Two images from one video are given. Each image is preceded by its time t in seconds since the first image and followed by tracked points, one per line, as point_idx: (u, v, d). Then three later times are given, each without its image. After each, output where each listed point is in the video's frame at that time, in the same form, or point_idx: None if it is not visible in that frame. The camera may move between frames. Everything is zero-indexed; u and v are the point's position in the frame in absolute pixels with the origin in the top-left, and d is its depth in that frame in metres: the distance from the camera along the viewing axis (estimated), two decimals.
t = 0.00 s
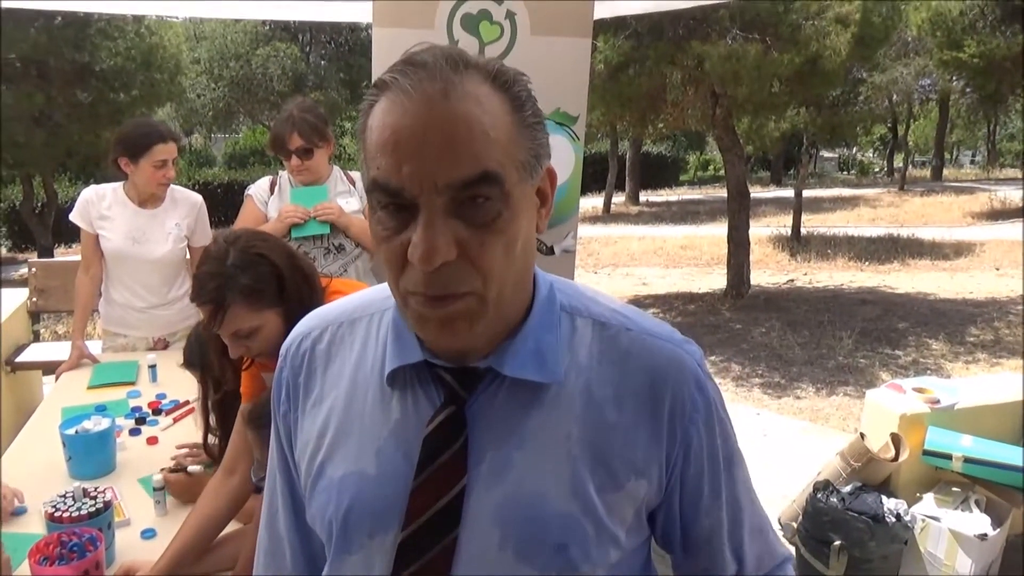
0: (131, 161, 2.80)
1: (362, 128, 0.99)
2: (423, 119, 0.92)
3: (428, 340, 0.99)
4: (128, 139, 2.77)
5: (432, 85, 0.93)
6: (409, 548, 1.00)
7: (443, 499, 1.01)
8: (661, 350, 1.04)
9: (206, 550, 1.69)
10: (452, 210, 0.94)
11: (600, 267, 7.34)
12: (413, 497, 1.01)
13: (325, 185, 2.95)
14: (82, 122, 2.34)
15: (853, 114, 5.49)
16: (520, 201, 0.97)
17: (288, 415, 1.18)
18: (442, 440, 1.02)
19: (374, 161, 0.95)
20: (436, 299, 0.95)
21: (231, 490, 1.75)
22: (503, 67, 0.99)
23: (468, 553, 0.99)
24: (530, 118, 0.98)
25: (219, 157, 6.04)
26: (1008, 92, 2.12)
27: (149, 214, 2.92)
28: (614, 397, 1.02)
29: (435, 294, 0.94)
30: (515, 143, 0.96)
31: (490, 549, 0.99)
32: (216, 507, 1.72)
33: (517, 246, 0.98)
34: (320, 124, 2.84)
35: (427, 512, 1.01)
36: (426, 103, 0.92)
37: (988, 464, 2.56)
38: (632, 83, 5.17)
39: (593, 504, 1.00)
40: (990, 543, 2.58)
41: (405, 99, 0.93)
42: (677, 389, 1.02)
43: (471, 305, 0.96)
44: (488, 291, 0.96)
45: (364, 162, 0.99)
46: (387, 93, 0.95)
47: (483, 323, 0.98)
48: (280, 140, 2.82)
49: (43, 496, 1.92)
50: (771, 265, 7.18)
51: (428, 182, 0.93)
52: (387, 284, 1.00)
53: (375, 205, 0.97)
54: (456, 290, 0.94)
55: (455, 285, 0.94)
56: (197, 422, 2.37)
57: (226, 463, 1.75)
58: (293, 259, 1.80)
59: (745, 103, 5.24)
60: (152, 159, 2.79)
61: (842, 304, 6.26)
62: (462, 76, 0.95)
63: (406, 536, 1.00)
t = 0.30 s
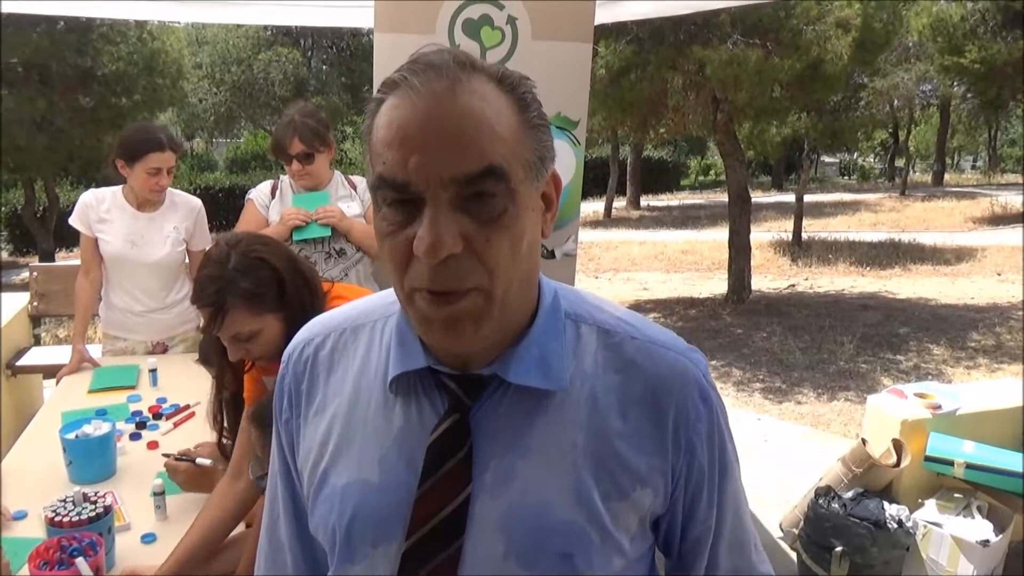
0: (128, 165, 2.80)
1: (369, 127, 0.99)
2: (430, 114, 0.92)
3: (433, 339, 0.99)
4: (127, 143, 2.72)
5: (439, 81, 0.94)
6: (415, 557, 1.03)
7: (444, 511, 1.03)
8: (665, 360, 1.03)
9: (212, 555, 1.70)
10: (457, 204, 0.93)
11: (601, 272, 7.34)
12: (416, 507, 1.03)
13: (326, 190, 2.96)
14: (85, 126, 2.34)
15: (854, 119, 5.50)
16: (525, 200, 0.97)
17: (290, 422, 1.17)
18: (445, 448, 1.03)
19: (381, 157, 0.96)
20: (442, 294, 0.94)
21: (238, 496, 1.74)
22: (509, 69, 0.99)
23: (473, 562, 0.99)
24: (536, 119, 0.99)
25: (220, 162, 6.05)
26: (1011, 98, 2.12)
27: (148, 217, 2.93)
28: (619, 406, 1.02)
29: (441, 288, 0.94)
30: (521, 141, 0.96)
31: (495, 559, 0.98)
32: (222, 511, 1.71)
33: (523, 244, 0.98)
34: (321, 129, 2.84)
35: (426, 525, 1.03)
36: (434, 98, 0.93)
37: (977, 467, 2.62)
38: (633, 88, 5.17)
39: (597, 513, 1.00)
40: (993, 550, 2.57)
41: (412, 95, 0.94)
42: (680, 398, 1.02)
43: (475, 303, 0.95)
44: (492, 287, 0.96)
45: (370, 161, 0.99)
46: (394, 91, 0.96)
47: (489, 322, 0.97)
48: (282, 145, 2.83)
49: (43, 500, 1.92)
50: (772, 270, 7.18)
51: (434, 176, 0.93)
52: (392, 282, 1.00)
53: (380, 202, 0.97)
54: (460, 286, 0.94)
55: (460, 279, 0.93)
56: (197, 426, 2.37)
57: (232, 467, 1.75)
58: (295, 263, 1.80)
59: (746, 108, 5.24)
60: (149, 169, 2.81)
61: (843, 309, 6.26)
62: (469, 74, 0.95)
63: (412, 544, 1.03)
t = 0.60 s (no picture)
0: (124, 167, 2.77)
1: (365, 144, 0.98)
2: (432, 138, 0.91)
3: (438, 357, 0.99)
4: (125, 146, 2.73)
5: (439, 101, 0.93)
6: (414, 564, 1.00)
7: (445, 515, 1.01)
8: (669, 360, 1.03)
9: (217, 559, 1.69)
10: (462, 227, 0.93)
11: (602, 276, 7.31)
12: (418, 511, 1.01)
13: (328, 192, 2.96)
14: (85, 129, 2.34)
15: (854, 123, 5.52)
16: (529, 214, 0.97)
17: (291, 426, 1.17)
18: (446, 452, 1.02)
19: (381, 179, 0.95)
20: (448, 317, 0.95)
21: (242, 498, 1.73)
22: (508, 79, 0.98)
23: (476, 568, 0.99)
24: (537, 128, 0.98)
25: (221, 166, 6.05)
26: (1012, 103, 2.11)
27: (146, 220, 2.92)
28: (624, 408, 1.01)
29: (448, 312, 0.94)
30: (524, 155, 0.96)
31: (499, 562, 0.98)
32: (226, 513, 1.71)
33: (526, 260, 0.99)
34: (322, 132, 2.85)
35: (428, 528, 1.01)
36: (435, 120, 0.92)
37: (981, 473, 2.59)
38: (633, 93, 5.17)
39: (601, 515, 0.99)
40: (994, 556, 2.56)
41: (412, 116, 0.93)
42: (685, 399, 1.02)
43: (480, 325, 0.96)
44: (498, 308, 0.96)
45: (369, 179, 0.98)
46: (392, 110, 0.95)
47: (494, 340, 0.98)
48: (283, 148, 2.83)
49: (41, 503, 1.91)
50: (773, 274, 7.18)
51: (439, 201, 0.92)
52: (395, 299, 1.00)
53: (383, 223, 0.96)
54: (467, 310, 0.94)
55: (467, 303, 0.94)
56: (198, 430, 2.37)
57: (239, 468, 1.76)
58: (301, 258, 1.81)
59: (746, 112, 5.23)
60: (144, 171, 2.76)
61: (844, 314, 6.25)
62: (469, 91, 0.94)
63: (412, 547, 1.00)
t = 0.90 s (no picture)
0: (123, 167, 2.76)
1: (364, 143, 0.98)
2: (430, 134, 0.91)
3: (438, 354, 0.99)
4: (125, 146, 2.73)
5: (437, 97, 0.93)
6: (415, 564, 1.00)
7: (445, 517, 1.00)
8: (670, 361, 1.02)
9: (218, 561, 1.69)
10: (460, 223, 0.93)
11: (602, 277, 7.31)
12: (418, 512, 1.01)
13: (329, 192, 2.96)
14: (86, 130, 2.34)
15: (855, 125, 5.54)
16: (528, 211, 0.97)
17: (293, 428, 1.17)
18: (446, 453, 1.01)
19: (379, 176, 0.95)
20: (447, 313, 0.94)
21: (241, 500, 1.73)
22: (506, 77, 0.98)
23: (476, 569, 0.98)
24: (535, 126, 0.98)
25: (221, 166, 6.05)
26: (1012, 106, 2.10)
27: (145, 220, 2.92)
28: (624, 409, 1.01)
29: (447, 309, 0.94)
30: (522, 152, 0.95)
31: (499, 562, 0.98)
32: (223, 518, 1.70)
33: (526, 257, 0.98)
34: (323, 133, 2.84)
35: (429, 529, 1.00)
36: (433, 116, 0.91)
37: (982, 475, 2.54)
38: (633, 94, 5.17)
39: (601, 516, 0.99)
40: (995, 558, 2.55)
41: (410, 113, 0.93)
42: (685, 399, 1.01)
43: (480, 321, 0.95)
44: (497, 305, 0.96)
45: (367, 177, 0.98)
46: (390, 108, 0.95)
47: (494, 337, 0.97)
48: (285, 148, 2.83)
49: (41, 504, 1.91)
50: (774, 275, 7.18)
51: (437, 196, 0.92)
52: (394, 297, 0.99)
53: (381, 220, 0.96)
54: (466, 305, 0.94)
55: (465, 298, 0.93)
56: (197, 430, 2.36)
57: (236, 473, 1.75)
58: (301, 257, 1.81)
59: (747, 113, 5.24)
60: (143, 172, 2.76)
61: (845, 316, 6.25)
62: (466, 87, 0.94)
63: (413, 548, 1.00)
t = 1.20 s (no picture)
0: (123, 166, 2.77)
1: (371, 133, 0.99)
2: (435, 120, 0.92)
3: (441, 343, 0.99)
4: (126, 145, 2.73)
5: (442, 86, 0.94)
6: (417, 559, 1.00)
7: (446, 513, 1.01)
8: (671, 362, 1.03)
9: (219, 561, 1.69)
10: (463, 208, 0.93)
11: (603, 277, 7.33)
12: (420, 508, 1.01)
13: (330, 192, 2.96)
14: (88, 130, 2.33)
15: (856, 126, 5.55)
16: (530, 201, 0.97)
17: (297, 425, 1.17)
18: (449, 449, 1.02)
19: (385, 161, 0.95)
20: (449, 299, 0.94)
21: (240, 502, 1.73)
22: (510, 71, 0.99)
23: (476, 567, 0.98)
24: (538, 119, 0.99)
25: (222, 165, 6.05)
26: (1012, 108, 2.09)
27: (146, 219, 2.92)
28: (625, 409, 1.01)
29: (449, 294, 0.94)
30: (524, 142, 0.96)
31: (500, 560, 0.98)
32: (225, 516, 1.71)
33: (528, 247, 0.98)
34: (324, 132, 2.84)
35: (430, 524, 1.00)
36: (438, 104, 0.92)
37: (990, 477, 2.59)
38: (635, 95, 5.18)
39: (602, 515, 0.99)
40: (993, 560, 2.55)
41: (415, 101, 0.93)
42: (686, 399, 1.02)
43: (483, 307, 0.95)
44: (500, 292, 0.95)
45: (374, 166, 0.99)
46: (396, 97, 0.96)
47: (496, 326, 0.97)
48: (286, 147, 2.83)
49: (41, 502, 1.92)
50: (774, 277, 7.18)
51: (440, 182, 0.92)
52: (398, 286, 1.00)
53: (386, 206, 0.96)
54: (468, 290, 0.94)
55: (468, 283, 0.93)
56: (198, 429, 2.36)
57: (238, 472, 1.75)
58: (303, 256, 1.81)
59: (749, 115, 5.23)
60: (142, 170, 2.78)
61: (845, 317, 6.26)
62: (471, 77, 0.95)
63: (415, 543, 1.00)
